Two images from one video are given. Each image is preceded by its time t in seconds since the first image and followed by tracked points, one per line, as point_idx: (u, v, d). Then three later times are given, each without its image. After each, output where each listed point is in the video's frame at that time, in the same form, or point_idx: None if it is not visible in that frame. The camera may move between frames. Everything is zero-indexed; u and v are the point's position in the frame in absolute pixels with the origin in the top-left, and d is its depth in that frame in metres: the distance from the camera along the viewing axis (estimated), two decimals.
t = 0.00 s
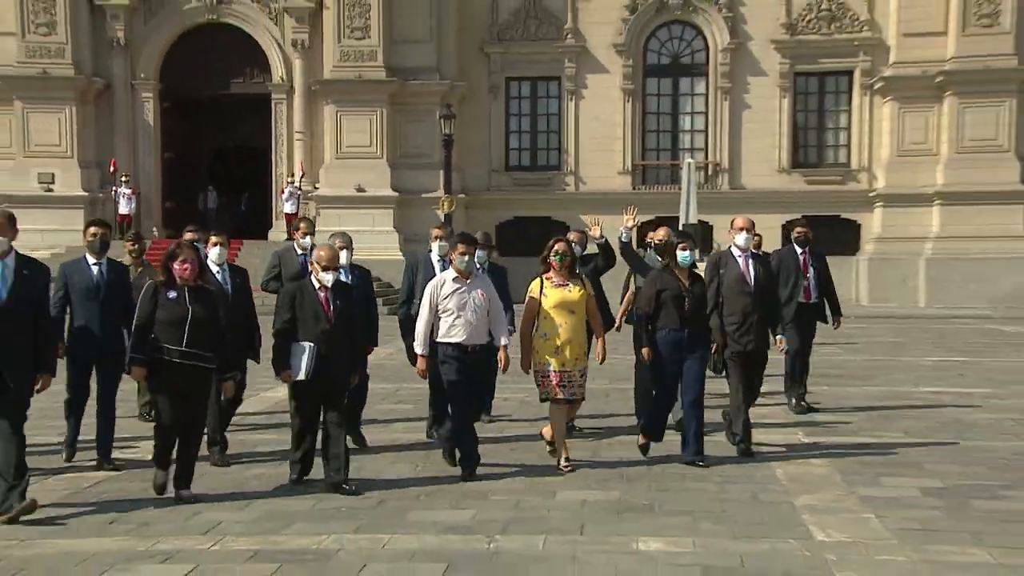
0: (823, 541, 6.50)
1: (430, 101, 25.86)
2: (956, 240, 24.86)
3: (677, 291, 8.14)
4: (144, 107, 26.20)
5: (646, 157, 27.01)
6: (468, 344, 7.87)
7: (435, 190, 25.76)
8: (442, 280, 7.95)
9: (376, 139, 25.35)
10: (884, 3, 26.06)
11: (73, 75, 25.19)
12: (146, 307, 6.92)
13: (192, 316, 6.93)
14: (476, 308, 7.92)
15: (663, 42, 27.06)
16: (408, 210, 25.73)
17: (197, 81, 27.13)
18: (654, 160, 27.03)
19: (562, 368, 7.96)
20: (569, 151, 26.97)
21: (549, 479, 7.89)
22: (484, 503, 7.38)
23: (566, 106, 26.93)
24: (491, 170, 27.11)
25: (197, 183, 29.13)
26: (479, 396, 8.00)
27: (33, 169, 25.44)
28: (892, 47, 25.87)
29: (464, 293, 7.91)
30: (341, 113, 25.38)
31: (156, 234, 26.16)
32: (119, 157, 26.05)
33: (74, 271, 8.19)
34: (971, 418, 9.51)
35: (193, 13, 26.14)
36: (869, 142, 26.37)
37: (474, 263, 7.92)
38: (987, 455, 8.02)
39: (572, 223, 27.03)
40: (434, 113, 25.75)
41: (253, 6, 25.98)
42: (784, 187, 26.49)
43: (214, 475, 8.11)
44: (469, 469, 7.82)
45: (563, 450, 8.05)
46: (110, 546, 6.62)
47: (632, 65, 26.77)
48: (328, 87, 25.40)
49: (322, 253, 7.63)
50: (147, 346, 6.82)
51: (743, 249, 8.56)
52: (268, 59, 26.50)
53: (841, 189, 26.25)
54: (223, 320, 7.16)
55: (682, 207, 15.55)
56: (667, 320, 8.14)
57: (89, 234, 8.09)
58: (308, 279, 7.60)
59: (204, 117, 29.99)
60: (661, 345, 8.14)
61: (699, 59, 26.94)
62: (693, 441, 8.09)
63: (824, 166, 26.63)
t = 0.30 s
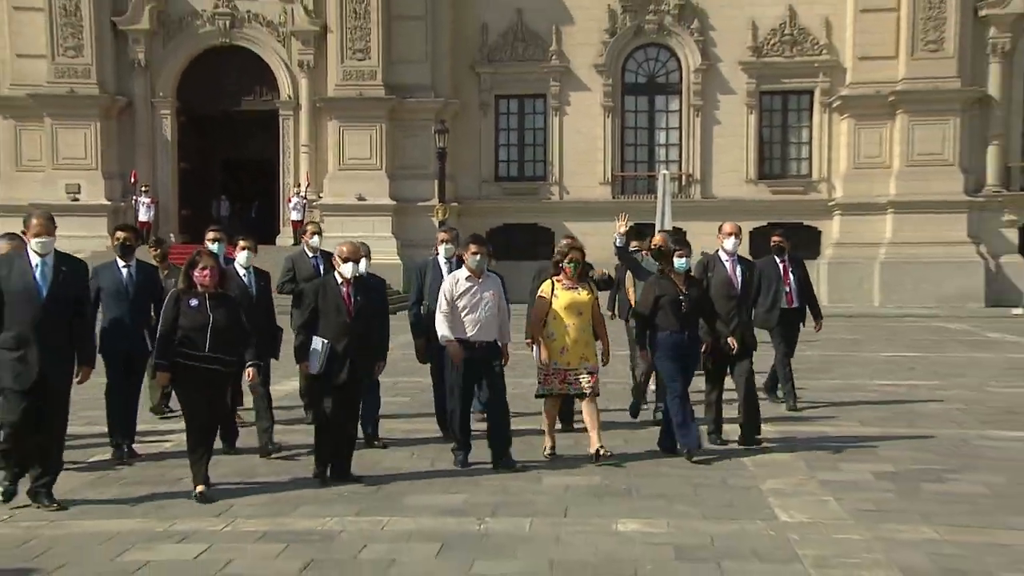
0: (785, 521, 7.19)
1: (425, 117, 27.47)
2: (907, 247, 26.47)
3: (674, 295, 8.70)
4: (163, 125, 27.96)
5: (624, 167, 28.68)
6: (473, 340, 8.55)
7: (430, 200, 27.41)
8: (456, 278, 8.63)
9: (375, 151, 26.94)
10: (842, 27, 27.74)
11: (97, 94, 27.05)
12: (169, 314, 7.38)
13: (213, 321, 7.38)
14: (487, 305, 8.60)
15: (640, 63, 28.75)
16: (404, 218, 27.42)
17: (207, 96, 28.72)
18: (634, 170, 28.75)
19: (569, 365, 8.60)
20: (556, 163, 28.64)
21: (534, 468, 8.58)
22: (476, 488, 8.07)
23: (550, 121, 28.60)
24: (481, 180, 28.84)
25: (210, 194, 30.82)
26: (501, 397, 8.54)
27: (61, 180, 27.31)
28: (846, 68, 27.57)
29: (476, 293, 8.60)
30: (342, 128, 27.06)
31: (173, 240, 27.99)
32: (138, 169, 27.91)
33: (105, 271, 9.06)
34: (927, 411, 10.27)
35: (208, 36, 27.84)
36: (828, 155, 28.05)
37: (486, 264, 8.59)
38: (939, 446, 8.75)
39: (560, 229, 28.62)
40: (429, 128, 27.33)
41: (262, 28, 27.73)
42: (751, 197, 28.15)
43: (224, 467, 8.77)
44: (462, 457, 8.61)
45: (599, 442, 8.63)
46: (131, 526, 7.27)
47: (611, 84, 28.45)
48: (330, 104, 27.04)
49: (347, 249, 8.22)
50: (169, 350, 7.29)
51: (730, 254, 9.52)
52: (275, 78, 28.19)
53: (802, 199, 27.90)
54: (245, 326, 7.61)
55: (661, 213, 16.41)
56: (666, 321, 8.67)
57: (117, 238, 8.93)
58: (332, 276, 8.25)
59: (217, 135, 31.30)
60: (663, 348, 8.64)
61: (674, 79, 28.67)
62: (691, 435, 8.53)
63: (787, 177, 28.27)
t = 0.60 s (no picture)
0: (751, 507, 7.74)
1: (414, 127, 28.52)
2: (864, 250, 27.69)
3: (671, 294, 9.16)
4: (168, 137, 28.86)
5: (602, 175, 29.62)
6: (488, 342, 8.90)
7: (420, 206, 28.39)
8: (472, 283, 9.04)
9: (368, 160, 28.00)
10: (804, 47, 28.91)
11: (107, 107, 27.87)
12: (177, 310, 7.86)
13: (219, 318, 7.87)
14: (501, 307, 8.97)
15: (617, 78, 29.70)
16: (394, 224, 28.37)
17: (210, 110, 29.78)
18: (614, 178, 29.70)
19: (578, 361, 8.97)
20: (538, 172, 29.49)
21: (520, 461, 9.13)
22: (465, 479, 8.60)
23: (532, 133, 29.41)
24: (469, 188, 29.73)
25: (212, 201, 31.83)
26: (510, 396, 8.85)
27: (73, 188, 28.24)
28: (809, 84, 28.65)
29: (491, 295, 8.96)
30: (337, 138, 28.06)
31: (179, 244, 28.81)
32: (146, 177, 28.74)
33: (119, 274, 9.58)
34: (891, 406, 10.87)
35: (211, 53, 28.67)
36: (792, 163, 29.17)
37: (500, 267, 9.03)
38: (899, 439, 9.33)
39: (543, 235, 29.54)
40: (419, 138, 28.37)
41: (262, 46, 28.53)
42: (722, 204, 29.27)
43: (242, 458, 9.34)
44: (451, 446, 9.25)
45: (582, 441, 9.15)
46: (141, 514, 7.78)
47: (589, 98, 29.32)
48: (326, 116, 28.05)
49: (350, 257, 8.67)
50: (178, 346, 7.76)
51: (722, 259, 9.93)
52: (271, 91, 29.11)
53: (769, 206, 29.05)
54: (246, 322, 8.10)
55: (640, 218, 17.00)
56: (664, 320, 9.16)
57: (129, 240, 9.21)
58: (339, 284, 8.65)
59: (223, 147, 32.52)
60: (659, 344, 9.13)
61: (649, 93, 29.65)
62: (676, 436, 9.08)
63: (754, 186, 29.42)
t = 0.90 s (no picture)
0: (715, 494, 8.31)
1: (400, 139, 29.96)
2: (820, 254, 29.68)
3: (662, 300, 9.63)
4: (169, 147, 30.17)
5: (576, 184, 31.38)
6: (494, 340, 9.38)
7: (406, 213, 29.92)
8: (476, 283, 9.58)
9: (356, 170, 29.53)
10: (764, 65, 30.81)
11: (112, 120, 29.28)
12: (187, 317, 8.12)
13: (226, 325, 8.14)
14: (503, 307, 9.46)
15: (591, 93, 31.47)
16: (382, 229, 29.89)
17: (207, 124, 31.19)
18: (587, 185, 31.45)
19: (576, 365, 9.51)
20: (516, 180, 31.23)
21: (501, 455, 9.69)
22: (448, 471, 9.15)
23: (512, 144, 31.16)
24: (451, 196, 31.37)
25: (211, 207, 33.20)
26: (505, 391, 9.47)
27: (79, 196, 29.47)
28: (767, 99, 30.62)
29: (494, 294, 9.47)
30: (328, 149, 29.54)
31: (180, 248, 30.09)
32: (147, 185, 30.07)
33: (132, 280, 10.05)
34: (849, 400, 11.54)
35: (209, 69, 30.03)
36: (752, 174, 31.05)
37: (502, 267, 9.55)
38: (854, 432, 9.97)
39: (521, 239, 31.17)
40: (404, 149, 29.90)
41: (258, 62, 29.88)
42: (688, 211, 31.10)
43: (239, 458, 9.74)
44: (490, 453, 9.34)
45: (585, 441, 9.46)
46: (145, 502, 8.31)
47: (565, 110, 31.12)
48: (317, 128, 29.51)
49: (350, 255, 9.11)
50: (188, 353, 8.02)
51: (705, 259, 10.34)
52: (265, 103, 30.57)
53: (731, 213, 30.92)
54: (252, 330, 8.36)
55: (612, 223, 17.69)
56: (655, 326, 9.58)
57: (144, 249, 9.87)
58: (341, 283, 9.17)
59: (220, 160, 33.50)
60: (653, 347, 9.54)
61: (620, 107, 31.44)
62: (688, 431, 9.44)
63: (718, 194, 31.27)
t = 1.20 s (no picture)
0: (683, 483, 8.87)
1: (384, 147, 30.66)
2: (787, 256, 30.48)
3: (654, 295, 10.09)
4: (165, 156, 30.91)
5: (553, 190, 32.09)
6: (498, 345, 9.65)
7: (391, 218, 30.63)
8: (475, 291, 9.88)
9: (344, 177, 30.20)
10: (729, 80, 31.63)
11: (112, 130, 30.11)
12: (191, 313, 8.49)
13: (229, 321, 8.52)
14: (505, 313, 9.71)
15: (564, 105, 32.19)
16: (370, 234, 30.58)
17: (202, 137, 31.98)
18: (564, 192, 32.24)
19: (569, 361, 10.00)
20: (495, 187, 31.98)
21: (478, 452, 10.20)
22: (430, 466, 9.64)
23: (491, 153, 31.94)
24: (435, 202, 32.14)
25: (205, 212, 33.97)
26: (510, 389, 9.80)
27: (81, 202, 30.32)
28: (731, 111, 31.52)
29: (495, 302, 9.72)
30: (316, 158, 30.22)
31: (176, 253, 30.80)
32: (145, 193, 30.88)
33: (144, 278, 10.52)
34: (808, 396, 12.15)
35: (203, 82, 30.78)
36: (719, 182, 31.93)
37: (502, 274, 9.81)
38: (812, 428, 10.56)
39: (499, 243, 32.01)
40: (390, 157, 30.56)
41: (250, 75, 30.66)
42: (657, 217, 31.92)
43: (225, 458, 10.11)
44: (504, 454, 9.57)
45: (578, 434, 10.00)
46: (145, 493, 8.82)
47: (541, 122, 31.92)
48: (307, 138, 30.19)
49: (358, 262, 9.37)
50: (191, 351, 8.36)
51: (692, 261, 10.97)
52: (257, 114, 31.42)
53: (698, 218, 31.72)
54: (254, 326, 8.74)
55: (585, 230, 18.28)
56: (647, 321, 10.05)
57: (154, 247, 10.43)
58: (348, 289, 9.37)
59: (214, 169, 34.11)
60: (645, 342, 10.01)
61: (594, 117, 32.19)
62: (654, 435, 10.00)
63: (685, 201, 32.08)
